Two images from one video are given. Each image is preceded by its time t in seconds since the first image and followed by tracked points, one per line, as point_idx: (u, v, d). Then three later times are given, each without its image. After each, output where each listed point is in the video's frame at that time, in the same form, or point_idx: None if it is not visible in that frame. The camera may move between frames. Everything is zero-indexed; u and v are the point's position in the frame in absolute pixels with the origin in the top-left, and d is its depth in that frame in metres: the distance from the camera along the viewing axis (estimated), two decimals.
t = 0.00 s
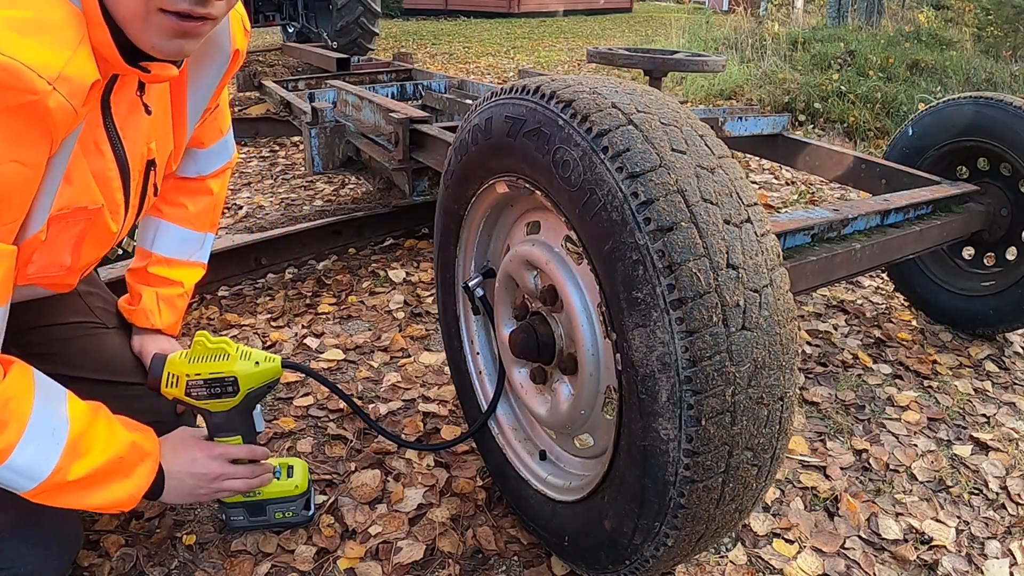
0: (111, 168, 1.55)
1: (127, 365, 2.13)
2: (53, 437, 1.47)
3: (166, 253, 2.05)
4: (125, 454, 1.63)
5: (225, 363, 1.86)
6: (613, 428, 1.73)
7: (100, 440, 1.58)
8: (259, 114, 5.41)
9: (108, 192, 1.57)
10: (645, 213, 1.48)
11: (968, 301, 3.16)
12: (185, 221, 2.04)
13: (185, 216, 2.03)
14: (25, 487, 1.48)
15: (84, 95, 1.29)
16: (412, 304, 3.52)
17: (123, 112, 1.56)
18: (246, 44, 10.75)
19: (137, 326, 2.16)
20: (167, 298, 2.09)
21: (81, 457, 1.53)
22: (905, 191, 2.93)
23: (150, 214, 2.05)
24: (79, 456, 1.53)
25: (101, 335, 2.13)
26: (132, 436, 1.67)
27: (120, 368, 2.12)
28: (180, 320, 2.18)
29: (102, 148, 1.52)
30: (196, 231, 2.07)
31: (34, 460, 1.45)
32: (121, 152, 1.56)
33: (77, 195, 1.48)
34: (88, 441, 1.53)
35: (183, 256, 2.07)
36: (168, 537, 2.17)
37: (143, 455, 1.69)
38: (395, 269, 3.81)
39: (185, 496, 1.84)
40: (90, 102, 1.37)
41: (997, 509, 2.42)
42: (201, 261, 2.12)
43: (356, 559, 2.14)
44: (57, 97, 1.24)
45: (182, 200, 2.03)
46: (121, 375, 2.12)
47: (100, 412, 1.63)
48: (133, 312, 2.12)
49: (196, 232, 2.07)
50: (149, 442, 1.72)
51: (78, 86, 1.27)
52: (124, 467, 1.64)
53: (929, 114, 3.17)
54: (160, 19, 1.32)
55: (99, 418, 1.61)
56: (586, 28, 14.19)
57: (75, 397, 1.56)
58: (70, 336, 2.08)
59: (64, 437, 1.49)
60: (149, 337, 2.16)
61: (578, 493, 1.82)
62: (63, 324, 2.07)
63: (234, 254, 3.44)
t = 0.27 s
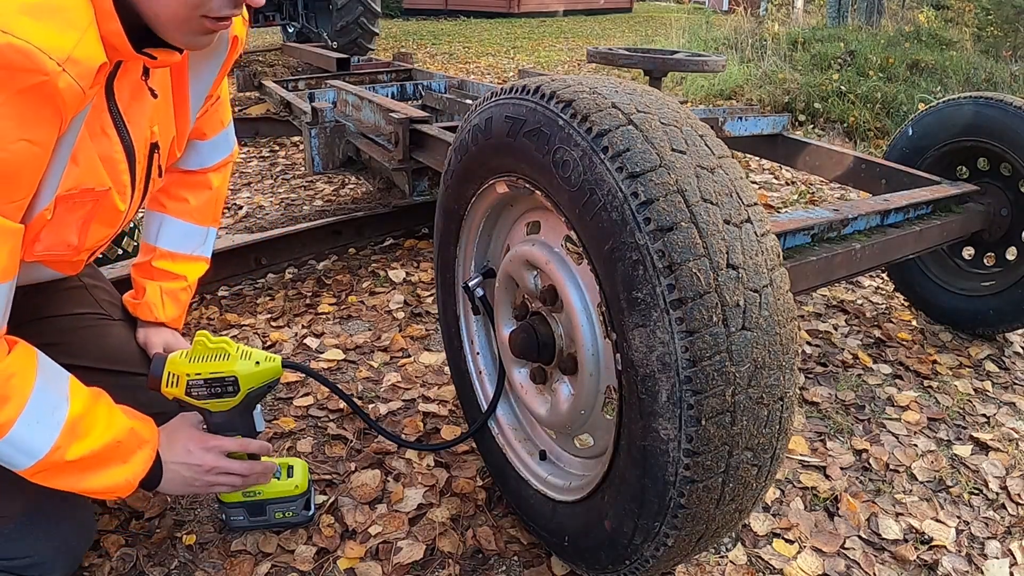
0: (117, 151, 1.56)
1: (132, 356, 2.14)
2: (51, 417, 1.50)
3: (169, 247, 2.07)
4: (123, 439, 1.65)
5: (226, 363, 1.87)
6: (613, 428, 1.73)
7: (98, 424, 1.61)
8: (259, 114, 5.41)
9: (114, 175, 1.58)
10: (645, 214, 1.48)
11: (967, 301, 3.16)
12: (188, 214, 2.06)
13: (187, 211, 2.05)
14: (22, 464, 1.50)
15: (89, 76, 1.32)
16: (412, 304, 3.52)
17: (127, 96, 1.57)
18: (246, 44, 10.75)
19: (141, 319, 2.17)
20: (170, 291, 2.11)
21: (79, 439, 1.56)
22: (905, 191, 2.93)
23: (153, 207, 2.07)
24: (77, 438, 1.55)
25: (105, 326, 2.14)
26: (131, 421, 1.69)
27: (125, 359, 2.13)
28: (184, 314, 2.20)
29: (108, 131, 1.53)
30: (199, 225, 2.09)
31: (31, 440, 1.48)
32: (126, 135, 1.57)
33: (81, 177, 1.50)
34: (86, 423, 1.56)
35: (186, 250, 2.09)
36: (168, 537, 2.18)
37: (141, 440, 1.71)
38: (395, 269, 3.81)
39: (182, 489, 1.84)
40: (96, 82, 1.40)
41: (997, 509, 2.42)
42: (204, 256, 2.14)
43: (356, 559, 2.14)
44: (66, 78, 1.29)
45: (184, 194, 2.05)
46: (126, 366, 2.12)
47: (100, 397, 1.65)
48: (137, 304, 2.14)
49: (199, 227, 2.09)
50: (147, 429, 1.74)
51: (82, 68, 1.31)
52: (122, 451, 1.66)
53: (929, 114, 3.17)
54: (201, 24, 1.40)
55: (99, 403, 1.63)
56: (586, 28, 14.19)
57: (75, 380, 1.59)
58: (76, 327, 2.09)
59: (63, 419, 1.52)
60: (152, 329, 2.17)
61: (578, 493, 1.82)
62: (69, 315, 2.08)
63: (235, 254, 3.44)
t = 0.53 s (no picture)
0: (96, 175, 1.58)
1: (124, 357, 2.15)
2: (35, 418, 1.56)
3: (155, 246, 2.10)
4: (111, 431, 1.71)
5: (225, 363, 1.86)
6: (613, 428, 1.73)
7: (84, 421, 1.66)
8: (260, 114, 5.42)
9: (94, 199, 1.60)
10: (645, 214, 1.48)
11: (967, 301, 3.16)
12: (169, 212, 2.10)
13: (169, 208, 2.09)
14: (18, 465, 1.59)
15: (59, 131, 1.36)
16: (412, 304, 3.52)
17: (100, 120, 1.58)
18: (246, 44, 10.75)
19: (134, 320, 2.20)
20: (160, 290, 2.15)
21: (65, 436, 1.62)
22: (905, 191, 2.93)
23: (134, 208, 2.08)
24: (65, 435, 1.62)
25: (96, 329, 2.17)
26: (117, 414, 1.73)
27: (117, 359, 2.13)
28: (174, 311, 2.23)
29: (85, 158, 1.55)
30: (181, 221, 2.13)
31: (18, 442, 1.55)
32: (102, 158, 1.58)
33: (59, 211, 1.53)
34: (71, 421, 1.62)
35: (171, 247, 2.13)
36: (168, 537, 2.18)
37: (131, 432, 1.76)
38: (395, 269, 3.81)
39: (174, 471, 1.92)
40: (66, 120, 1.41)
41: (997, 509, 2.42)
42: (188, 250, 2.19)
43: (356, 559, 2.14)
44: (34, 143, 1.32)
45: (163, 192, 2.08)
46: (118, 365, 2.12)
47: (88, 392, 1.71)
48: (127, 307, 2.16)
49: (181, 223, 2.13)
50: (139, 420, 1.79)
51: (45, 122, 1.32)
52: (111, 443, 1.72)
53: (929, 114, 3.17)
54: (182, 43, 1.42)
55: (86, 399, 1.69)
56: (586, 28, 14.19)
57: (61, 379, 1.65)
58: (64, 332, 2.12)
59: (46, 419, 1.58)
60: (146, 330, 2.20)
61: (577, 493, 1.82)
62: (57, 321, 2.12)
63: (235, 254, 3.44)
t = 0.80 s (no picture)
0: (74, 215, 1.61)
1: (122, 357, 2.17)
2: (30, 427, 1.57)
3: (145, 244, 2.12)
4: (111, 426, 1.72)
5: (226, 362, 1.86)
6: (613, 428, 1.73)
7: (80, 421, 1.67)
8: (260, 114, 5.42)
9: (73, 235, 1.64)
10: (646, 213, 1.48)
11: (968, 301, 3.16)
12: (156, 208, 2.11)
13: (155, 205, 2.10)
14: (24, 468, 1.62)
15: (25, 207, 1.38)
16: (412, 304, 3.52)
17: (71, 160, 1.60)
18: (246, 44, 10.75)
19: (131, 320, 2.21)
20: (155, 287, 2.16)
21: (64, 437, 1.63)
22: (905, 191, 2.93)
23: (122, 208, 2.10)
24: (64, 436, 1.63)
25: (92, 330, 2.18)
26: (114, 410, 1.74)
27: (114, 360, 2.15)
28: (171, 309, 2.23)
29: (60, 200, 1.58)
30: (169, 216, 2.13)
31: (14, 445, 1.56)
32: (78, 198, 1.61)
33: (36, 259, 1.57)
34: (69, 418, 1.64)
35: (162, 243, 2.15)
36: (168, 537, 2.17)
37: (129, 425, 1.76)
38: (395, 269, 3.81)
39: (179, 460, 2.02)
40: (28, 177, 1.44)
41: (997, 509, 2.42)
42: (179, 243, 2.20)
43: (356, 559, 2.14)
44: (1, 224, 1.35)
45: (148, 190, 2.09)
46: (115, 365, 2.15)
47: (84, 390, 1.72)
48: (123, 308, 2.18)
49: (169, 218, 2.14)
50: (136, 412, 1.80)
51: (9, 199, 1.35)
52: (111, 437, 1.73)
53: (929, 114, 3.17)
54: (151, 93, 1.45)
55: (82, 397, 1.69)
56: (586, 28, 14.19)
57: (56, 381, 1.65)
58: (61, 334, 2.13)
59: (43, 424, 1.59)
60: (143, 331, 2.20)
61: (577, 493, 1.82)
62: (52, 324, 2.13)
63: (235, 254, 3.44)
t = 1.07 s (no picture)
0: (62, 223, 1.63)
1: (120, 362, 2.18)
2: (25, 442, 1.58)
3: (139, 244, 2.12)
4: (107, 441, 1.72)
5: (225, 359, 1.86)
6: (612, 428, 1.73)
7: (76, 434, 1.67)
8: (260, 114, 5.42)
9: (62, 243, 1.66)
10: (645, 213, 1.48)
11: (968, 301, 3.16)
12: (148, 207, 2.11)
13: (148, 203, 2.10)
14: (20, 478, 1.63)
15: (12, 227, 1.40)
16: (412, 304, 3.52)
17: (57, 168, 1.61)
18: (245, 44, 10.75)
19: (129, 323, 2.22)
20: (151, 287, 2.17)
21: (60, 451, 1.64)
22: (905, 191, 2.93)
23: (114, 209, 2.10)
24: (59, 450, 1.64)
25: (91, 334, 2.19)
26: (110, 421, 1.74)
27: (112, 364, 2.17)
28: (170, 308, 2.24)
29: (48, 209, 1.59)
30: (161, 213, 2.13)
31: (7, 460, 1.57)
32: (66, 206, 1.63)
33: (26, 271, 1.59)
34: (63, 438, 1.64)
35: (156, 241, 2.16)
36: (168, 537, 2.17)
37: (126, 438, 1.76)
38: (395, 269, 3.81)
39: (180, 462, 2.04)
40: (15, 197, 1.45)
41: (997, 509, 2.42)
42: (173, 241, 2.20)
43: (356, 559, 2.14)
44: None
45: (139, 189, 2.09)
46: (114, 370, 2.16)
47: (81, 401, 1.71)
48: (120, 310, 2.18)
49: (162, 216, 2.14)
50: (133, 426, 1.78)
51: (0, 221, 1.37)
52: (107, 450, 1.72)
53: (928, 114, 3.17)
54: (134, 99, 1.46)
55: (78, 410, 1.69)
56: (586, 28, 14.19)
57: (53, 394, 1.65)
58: (58, 338, 2.15)
59: (38, 437, 1.60)
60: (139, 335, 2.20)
61: (577, 493, 1.82)
62: (49, 327, 2.15)
63: (235, 254, 3.44)
